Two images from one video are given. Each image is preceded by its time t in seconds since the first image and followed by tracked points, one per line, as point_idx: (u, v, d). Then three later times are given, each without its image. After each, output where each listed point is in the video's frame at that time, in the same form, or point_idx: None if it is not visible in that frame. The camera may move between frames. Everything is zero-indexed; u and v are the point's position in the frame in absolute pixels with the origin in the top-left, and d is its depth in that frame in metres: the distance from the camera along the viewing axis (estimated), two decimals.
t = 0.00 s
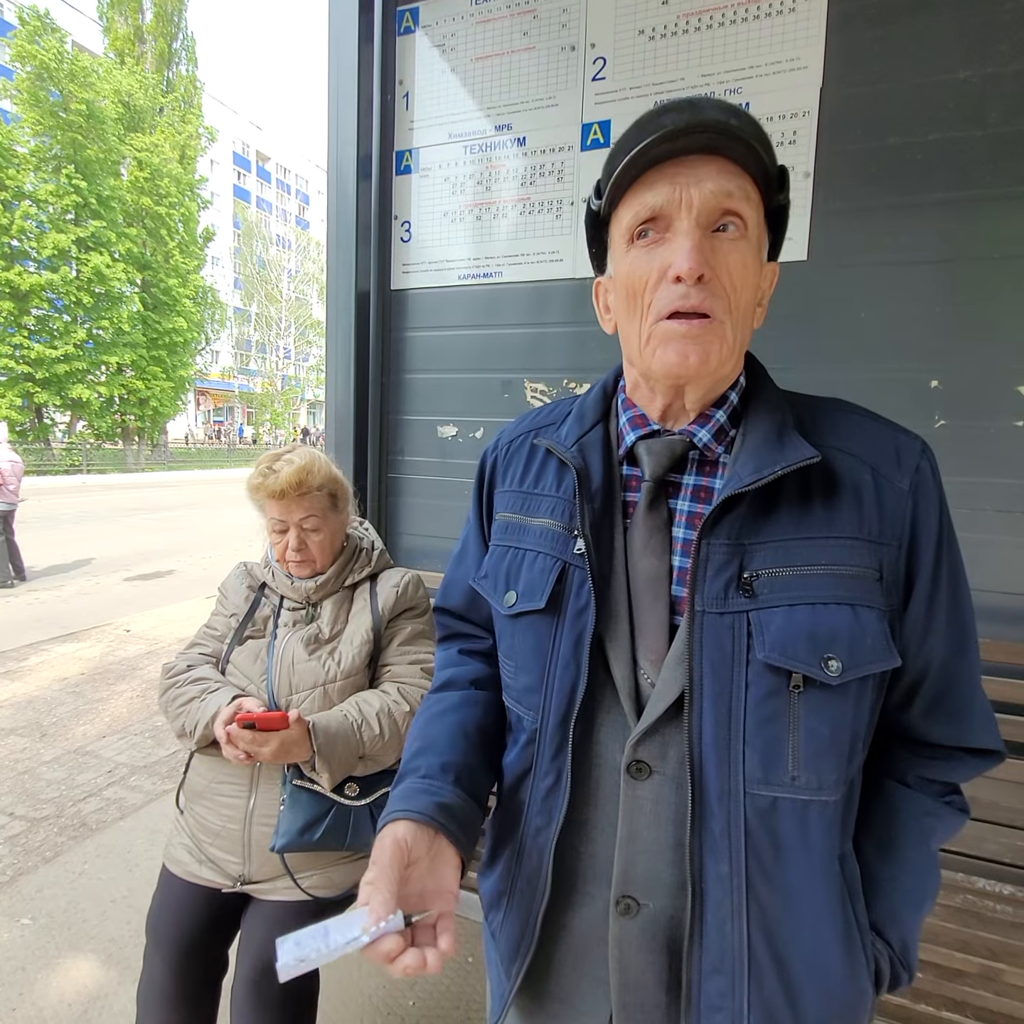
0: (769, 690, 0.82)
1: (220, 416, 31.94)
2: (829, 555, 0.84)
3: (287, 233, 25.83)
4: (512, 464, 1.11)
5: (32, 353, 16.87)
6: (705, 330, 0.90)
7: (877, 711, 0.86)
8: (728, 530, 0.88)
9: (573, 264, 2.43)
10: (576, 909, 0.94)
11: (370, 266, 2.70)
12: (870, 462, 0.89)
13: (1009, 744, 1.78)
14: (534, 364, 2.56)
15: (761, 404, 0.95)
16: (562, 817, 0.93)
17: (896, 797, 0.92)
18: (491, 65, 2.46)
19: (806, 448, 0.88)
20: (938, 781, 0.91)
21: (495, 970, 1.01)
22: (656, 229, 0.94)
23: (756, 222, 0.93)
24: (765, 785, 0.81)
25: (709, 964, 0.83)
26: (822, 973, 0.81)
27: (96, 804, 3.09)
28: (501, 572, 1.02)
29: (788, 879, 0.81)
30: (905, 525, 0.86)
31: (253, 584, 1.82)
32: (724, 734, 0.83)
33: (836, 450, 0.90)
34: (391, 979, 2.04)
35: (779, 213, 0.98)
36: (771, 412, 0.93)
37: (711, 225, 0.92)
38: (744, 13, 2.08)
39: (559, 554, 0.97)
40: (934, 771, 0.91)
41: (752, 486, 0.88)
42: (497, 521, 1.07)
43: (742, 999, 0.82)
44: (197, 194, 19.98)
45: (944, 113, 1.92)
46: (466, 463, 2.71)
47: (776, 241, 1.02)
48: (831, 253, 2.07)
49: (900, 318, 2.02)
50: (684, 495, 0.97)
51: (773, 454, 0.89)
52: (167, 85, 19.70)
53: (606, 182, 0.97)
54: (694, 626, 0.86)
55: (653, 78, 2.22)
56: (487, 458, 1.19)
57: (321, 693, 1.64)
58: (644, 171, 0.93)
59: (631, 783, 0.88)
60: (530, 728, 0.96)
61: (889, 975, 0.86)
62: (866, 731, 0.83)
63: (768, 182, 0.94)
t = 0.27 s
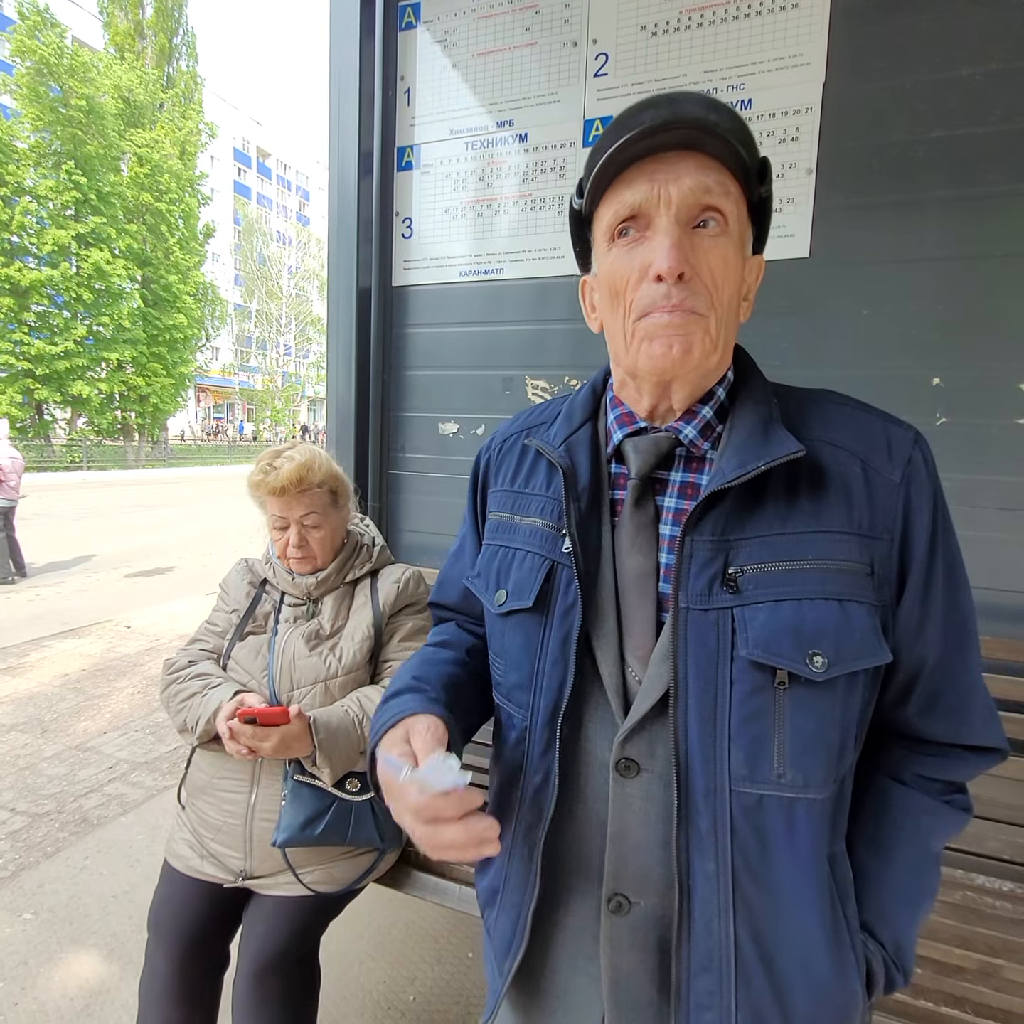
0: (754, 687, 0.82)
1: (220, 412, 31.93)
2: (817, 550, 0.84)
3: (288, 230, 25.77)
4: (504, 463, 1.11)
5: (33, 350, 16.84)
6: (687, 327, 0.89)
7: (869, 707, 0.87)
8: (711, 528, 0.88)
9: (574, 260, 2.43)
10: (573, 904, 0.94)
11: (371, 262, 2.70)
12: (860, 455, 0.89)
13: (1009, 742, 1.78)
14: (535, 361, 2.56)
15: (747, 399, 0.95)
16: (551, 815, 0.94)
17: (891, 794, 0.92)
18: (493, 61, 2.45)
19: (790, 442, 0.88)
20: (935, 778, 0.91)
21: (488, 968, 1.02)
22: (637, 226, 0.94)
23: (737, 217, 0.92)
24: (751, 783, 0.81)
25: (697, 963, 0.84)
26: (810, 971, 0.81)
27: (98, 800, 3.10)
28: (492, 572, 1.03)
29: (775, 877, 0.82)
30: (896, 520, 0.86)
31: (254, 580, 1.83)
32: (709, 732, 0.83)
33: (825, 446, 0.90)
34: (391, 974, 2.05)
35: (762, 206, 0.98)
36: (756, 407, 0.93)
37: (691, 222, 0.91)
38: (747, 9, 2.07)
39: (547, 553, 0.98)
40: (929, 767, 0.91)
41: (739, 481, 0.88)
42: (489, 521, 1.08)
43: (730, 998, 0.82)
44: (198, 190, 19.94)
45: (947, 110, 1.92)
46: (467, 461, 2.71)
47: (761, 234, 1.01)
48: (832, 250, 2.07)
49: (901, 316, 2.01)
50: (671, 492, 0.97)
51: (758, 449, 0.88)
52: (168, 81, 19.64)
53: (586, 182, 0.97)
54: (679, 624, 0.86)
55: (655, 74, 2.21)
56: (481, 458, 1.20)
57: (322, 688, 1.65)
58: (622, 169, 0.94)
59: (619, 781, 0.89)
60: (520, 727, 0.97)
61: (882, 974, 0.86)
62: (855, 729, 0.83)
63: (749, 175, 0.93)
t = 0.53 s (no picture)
0: (758, 688, 0.82)
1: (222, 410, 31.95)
2: (821, 552, 0.84)
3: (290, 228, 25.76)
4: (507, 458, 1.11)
5: (35, 347, 16.86)
6: (695, 325, 0.89)
7: (872, 708, 0.87)
8: (716, 528, 0.88)
9: (577, 259, 2.43)
10: (578, 902, 0.95)
11: (374, 261, 2.70)
12: (863, 457, 0.89)
13: (1011, 742, 1.78)
14: (538, 359, 2.56)
15: (751, 398, 0.95)
16: (551, 815, 0.94)
17: (892, 795, 0.93)
18: (497, 59, 2.45)
19: (795, 442, 0.87)
20: (937, 780, 0.91)
21: (486, 968, 1.02)
22: (644, 223, 0.94)
23: (744, 215, 0.93)
24: (754, 784, 0.82)
25: (698, 964, 0.84)
26: (810, 971, 0.81)
27: (100, 796, 3.11)
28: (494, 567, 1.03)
29: (778, 878, 0.82)
30: (899, 521, 0.86)
31: (257, 577, 1.83)
32: (713, 732, 0.84)
33: (829, 447, 0.90)
34: (393, 971, 2.05)
35: (769, 204, 0.97)
36: (761, 406, 0.93)
37: (698, 219, 0.92)
38: (751, 7, 2.07)
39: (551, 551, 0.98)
40: (931, 768, 0.91)
41: (743, 483, 0.88)
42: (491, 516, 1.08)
43: (731, 999, 0.82)
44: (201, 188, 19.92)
45: (953, 108, 1.91)
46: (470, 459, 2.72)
47: (767, 231, 1.01)
48: (836, 249, 2.07)
49: (904, 315, 2.01)
50: (675, 491, 0.98)
51: (764, 449, 0.88)
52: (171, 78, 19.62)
53: (594, 177, 0.97)
54: (683, 624, 0.86)
55: (659, 72, 2.21)
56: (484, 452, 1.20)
57: (325, 685, 1.65)
58: (629, 165, 0.93)
59: (621, 781, 0.89)
60: (520, 725, 0.97)
61: (883, 976, 0.86)
62: (858, 730, 0.84)
63: (757, 173, 0.93)
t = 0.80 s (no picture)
0: (763, 689, 0.83)
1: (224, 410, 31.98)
2: (823, 553, 0.85)
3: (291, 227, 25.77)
4: (509, 461, 1.12)
5: (37, 347, 16.88)
6: (699, 329, 0.90)
7: (873, 708, 0.87)
8: (721, 530, 0.89)
9: (578, 259, 2.43)
10: (580, 899, 0.95)
11: (376, 261, 2.70)
12: (865, 458, 0.90)
13: (1010, 741, 1.79)
14: (539, 359, 2.56)
15: (754, 400, 0.95)
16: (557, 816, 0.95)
17: (892, 793, 0.93)
18: (498, 60, 2.45)
19: (800, 444, 0.88)
20: (936, 778, 0.92)
21: (491, 968, 1.02)
22: (649, 225, 0.94)
23: (748, 218, 0.93)
24: (759, 784, 0.82)
25: (704, 963, 0.84)
26: (814, 969, 0.82)
27: (103, 795, 3.13)
28: (497, 570, 1.04)
29: (782, 877, 0.83)
30: (900, 522, 0.87)
31: (259, 577, 1.84)
32: (718, 733, 0.84)
33: (831, 449, 0.91)
34: (394, 969, 2.06)
35: (772, 205, 0.98)
36: (764, 408, 0.94)
37: (703, 222, 0.92)
38: (753, 8, 2.07)
39: (554, 553, 0.98)
40: (931, 766, 0.92)
41: (747, 485, 0.88)
42: (493, 518, 1.09)
43: (736, 997, 0.83)
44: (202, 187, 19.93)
45: (954, 109, 1.91)
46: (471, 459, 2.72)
47: (769, 233, 1.02)
48: (838, 249, 2.07)
49: (905, 315, 2.02)
50: (679, 494, 0.98)
51: (768, 452, 0.89)
52: (172, 78, 19.63)
53: (598, 179, 0.97)
54: (689, 625, 0.87)
55: (661, 73, 2.21)
56: (484, 454, 1.21)
57: (326, 683, 1.66)
58: (634, 166, 0.94)
59: (626, 782, 0.90)
60: (526, 726, 0.98)
61: (885, 972, 0.87)
62: (860, 729, 0.84)
63: (761, 176, 0.94)
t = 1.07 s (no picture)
0: (758, 689, 0.83)
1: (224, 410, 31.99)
2: (817, 552, 0.85)
3: (291, 227, 25.78)
4: (505, 465, 1.13)
5: (38, 347, 16.89)
6: (688, 337, 0.91)
7: (869, 706, 0.88)
8: (714, 531, 0.89)
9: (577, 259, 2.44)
10: (579, 896, 0.96)
11: (376, 262, 2.71)
12: (859, 457, 0.90)
13: (1008, 740, 1.79)
14: (539, 359, 2.57)
15: (747, 401, 0.96)
16: (555, 815, 0.95)
17: (890, 790, 0.94)
18: (497, 61, 2.46)
19: (791, 445, 0.89)
20: (934, 775, 0.92)
21: (493, 967, 1.03)
22: (636, 235, 0.95)
23: (735, 223, 0.94)
24: (755, 783, 0.83)
25: (704, 961, 0.85)
26: (814, 967, 0.83)
27: (104, 795, 3.13)
28: (493, 573, 1.05)
29: (780, 876, 0.83)
30: (894, 521, 0.87)
31: (260, 577, 1.84)
32: (714, 732, 0.85)
33: (825, 448, 0.91)
34: (395, 968, 2.06)
35: (759, 207, 0.98)
36: (758, 409, 0.95)
37: (690, 230, 0.93)
38: (751, 8, 2.08)
39: (549, 555, 0.99)
40: (927, 764, 0.93)
41: (739, 486, 0.89)
42: (489, 521, 1.10)
43: (736, 995, 0.83)
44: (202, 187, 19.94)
45: (952, 109, 1.92)
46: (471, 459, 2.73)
47: (757, 234, 1.02)
48: (836, 249, 2.08)
49: (904, 315, 2.02)
50: (672, 495, 0.99)
51: (760, 453, 0.90)
52: (172, 78, 19.62)
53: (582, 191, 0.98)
54: (683, 626, 0.88)
55: (659, 74, 2.22)
56: (480, 457, 1.22)
57: (327, 684, 1.67)
58: (620, 176, 0.94)
59: (623, 781, 0.90)
60: (522, 726, 0.98)
61: (884, 968, 0.87)
62: (856, 727, 0.85)
63: (747, 179, 0.94)
